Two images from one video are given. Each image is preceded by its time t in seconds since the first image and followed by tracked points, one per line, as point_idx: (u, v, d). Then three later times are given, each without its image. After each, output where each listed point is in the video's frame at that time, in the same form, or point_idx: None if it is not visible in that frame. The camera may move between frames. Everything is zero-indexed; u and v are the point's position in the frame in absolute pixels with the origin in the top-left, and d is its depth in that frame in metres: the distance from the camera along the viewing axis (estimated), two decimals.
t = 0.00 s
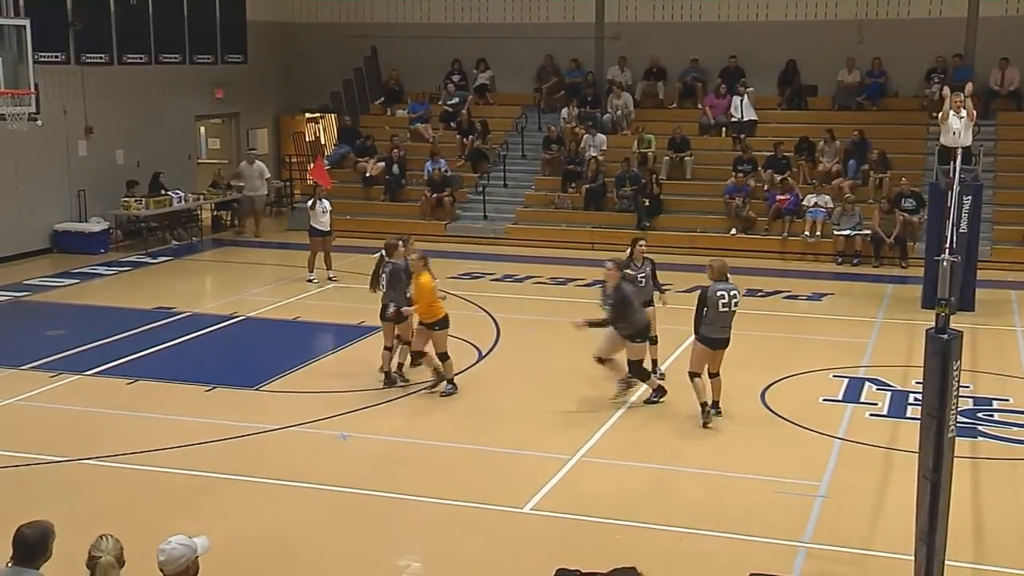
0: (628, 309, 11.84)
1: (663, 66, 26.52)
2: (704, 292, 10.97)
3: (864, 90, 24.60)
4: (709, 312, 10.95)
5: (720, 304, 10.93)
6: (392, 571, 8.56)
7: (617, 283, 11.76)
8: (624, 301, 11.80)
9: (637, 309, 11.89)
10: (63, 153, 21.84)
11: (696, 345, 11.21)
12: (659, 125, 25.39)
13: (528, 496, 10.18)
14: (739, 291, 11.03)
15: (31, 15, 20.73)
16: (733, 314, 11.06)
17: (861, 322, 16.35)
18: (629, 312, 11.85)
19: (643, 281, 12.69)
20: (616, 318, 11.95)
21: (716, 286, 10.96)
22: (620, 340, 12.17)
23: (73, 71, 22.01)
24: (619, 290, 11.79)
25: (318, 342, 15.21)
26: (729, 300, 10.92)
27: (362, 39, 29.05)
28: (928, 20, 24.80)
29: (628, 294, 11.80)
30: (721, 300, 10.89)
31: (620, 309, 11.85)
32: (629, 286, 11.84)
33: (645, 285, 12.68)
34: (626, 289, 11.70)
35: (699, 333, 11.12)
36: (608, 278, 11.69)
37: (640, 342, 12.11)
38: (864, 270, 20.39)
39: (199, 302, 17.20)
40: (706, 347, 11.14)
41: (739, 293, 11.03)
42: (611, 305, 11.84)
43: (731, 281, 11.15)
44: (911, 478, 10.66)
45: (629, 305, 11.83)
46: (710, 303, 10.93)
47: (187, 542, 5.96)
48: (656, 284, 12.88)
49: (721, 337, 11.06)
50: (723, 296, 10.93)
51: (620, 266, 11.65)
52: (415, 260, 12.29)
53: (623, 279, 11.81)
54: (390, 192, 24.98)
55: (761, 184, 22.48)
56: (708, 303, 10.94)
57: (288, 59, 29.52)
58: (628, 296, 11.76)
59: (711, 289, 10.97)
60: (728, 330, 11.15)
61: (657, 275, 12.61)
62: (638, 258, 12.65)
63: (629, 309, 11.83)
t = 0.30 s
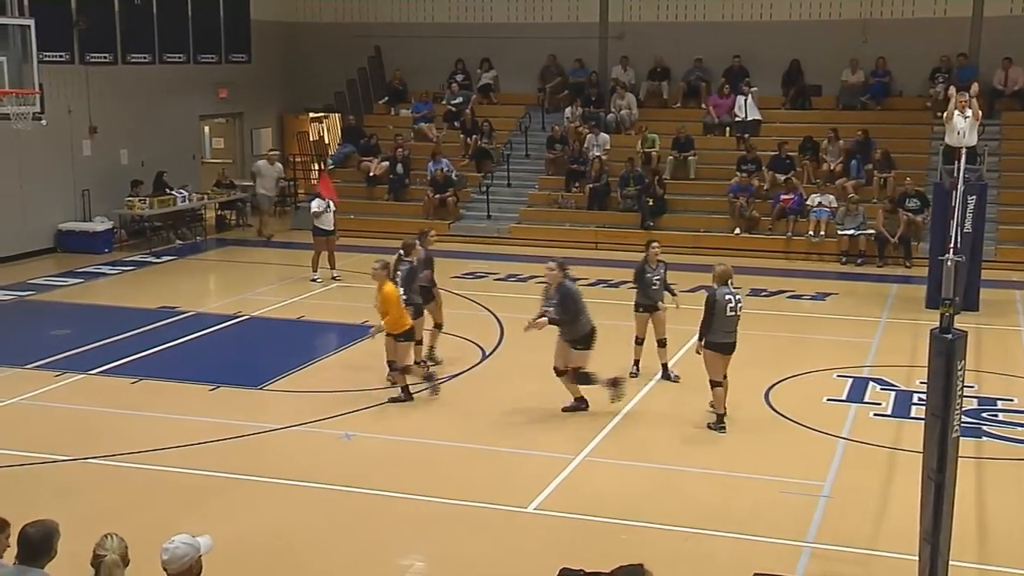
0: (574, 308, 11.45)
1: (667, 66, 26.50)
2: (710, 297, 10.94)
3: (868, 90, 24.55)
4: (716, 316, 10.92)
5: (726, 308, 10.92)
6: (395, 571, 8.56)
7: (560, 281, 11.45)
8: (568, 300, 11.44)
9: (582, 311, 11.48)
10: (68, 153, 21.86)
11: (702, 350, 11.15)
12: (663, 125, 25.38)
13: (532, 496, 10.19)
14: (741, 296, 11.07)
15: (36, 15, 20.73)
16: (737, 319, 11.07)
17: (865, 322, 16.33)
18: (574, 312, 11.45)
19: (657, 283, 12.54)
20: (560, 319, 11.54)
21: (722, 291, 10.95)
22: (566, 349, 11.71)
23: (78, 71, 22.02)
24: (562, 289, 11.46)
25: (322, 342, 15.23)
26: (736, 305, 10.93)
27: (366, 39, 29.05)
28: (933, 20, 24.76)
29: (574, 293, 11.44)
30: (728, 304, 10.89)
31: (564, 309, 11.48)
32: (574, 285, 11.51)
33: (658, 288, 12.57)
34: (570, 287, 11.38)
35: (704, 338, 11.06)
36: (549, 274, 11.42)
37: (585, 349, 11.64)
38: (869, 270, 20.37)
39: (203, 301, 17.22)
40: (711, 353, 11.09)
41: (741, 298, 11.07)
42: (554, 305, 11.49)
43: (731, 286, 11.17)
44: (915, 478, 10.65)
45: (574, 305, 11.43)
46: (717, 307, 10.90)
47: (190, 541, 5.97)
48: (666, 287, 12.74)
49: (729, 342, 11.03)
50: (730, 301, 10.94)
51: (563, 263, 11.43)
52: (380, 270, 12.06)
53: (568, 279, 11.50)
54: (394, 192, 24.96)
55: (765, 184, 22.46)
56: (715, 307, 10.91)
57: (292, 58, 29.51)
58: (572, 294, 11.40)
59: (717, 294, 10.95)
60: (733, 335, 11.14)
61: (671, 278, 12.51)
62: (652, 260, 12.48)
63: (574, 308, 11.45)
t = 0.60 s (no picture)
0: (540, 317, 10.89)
1: (686, 65, 26.44)
2: (732, 297, 10.96)
3: (888, 89, 24.42)
4: (739, 317, 10.92)
5: (749, 308, 10.92)
6: (412, 570, 8.57)
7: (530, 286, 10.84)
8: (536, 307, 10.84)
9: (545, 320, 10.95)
10: (88, 152, 21.99)
11: (726, 351, 11.14)
12: (682, 125, 25.32)
13: (549, 495, 10.19)
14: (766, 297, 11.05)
15: (57, 15, 20.84)
16: (761, 321, 11.05)
17: (884, 322, 16.25)
18: (540, 321, 10.89)
19: (692, 285, 12.49)
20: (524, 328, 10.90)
21: (744, 291, 10.96)
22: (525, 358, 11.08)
23: (99, 71, 22.14)
24: (532, 295, 10.84)
25: (339, 341, 15.27)
26: (759, 305, 10.93)
27: (385, 39, 29.10)
28: (954, 19, 24.62)
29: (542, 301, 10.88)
30: (750, 304, 10.89)
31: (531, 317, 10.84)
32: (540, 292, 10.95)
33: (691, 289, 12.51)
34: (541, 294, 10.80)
35: (727, 337, 11.04)
36: (522, 278, 10.75)
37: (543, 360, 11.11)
38: (888, 270, 20.26)
39: (222, 300, 17.28)
40: (734, 353, 11.06)
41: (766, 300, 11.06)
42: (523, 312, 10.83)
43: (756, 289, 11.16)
44: (935, 479, 10.59)
45: (541, 313, 10.86)
46: (739, 306, 10.91)
47: (209, 538, 5.98)
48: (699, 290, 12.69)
49: (752, 343, 11.00)
50: (752, 301, 10.94)
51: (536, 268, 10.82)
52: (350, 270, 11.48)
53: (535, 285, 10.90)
54: (412, 191, 24.97)
55: (784, 184, 22.37)
56: (738, 307, 10.92)
57: (310, 58, 29.59)
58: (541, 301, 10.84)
59: (740, 294, 10.97)
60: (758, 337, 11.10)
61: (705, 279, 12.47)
62: (687, 262, 12.45)
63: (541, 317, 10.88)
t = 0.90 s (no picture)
0: (499, 320, 10.38)
1: (717, 64, 26.32)
2: (774, 296, 10.91)
3: (922, 88, 24.22)
4: (779, 317, 10.88)
5: (790, 308, 10.86)
6: (440, 567, 8.59)
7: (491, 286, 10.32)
8: (494, 309, 10.33)
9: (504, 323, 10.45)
10: (121, 150, 22.18)
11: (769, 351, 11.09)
12: (713, 123, 25.22)
13: (579, 494, 10.19)
14: (812, 297, 10.93)
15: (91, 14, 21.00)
16: (806, 321, 10.95)
17: (917, 322, 16.13)
18: (497, 326, 10.37)
19: (732, 288, 12.32)
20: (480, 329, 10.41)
21: (786, 291, 10.89)
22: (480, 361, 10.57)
23: (133, 70, 22.30)
24: (491, 296, 10.33)
25: (370, 338, 15.33)
26: (800, 305, 10.84)
27: (415, 37, 29.17)
28: (990, 17, 24.38)
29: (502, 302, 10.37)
30: (790, 304, 10.82)
31: (488, 318, 10.34)
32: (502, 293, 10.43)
33: (732, 292, 12.30)
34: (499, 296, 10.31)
35: (771, 338, 11.04)
36: (481, 278, 10.25)
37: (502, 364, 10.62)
38: (921, 269, 20.12)
39: (252, 297, 17.36)
40: (776, 353, 11.04)
41: (811, 299, 10.93)
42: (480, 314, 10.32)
43: (805, 289, 11.07)
44: (969, 480, 10.51)
45: (498, 316, 10.35)
46: (779, 307, 10.85)
47: (240, 535, 6.02)
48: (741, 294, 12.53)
49: (795, 343, 10.93)
50: (794, 301, 10.86)
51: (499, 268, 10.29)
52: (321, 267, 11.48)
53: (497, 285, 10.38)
54: (442, 189, 25.04)
55: (816, 182, 22.25)
56: (778, 307, 10.87)
57: (341, 56, 29.71)
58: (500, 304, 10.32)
59: (783, 293, 10.89)
60: (804, 336, 11.02)
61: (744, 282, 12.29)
62: (727, 264, 12.31)
63: (499, 320, 10.38)
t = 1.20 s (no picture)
0: (469, 325, 9.93)
1: (745, 62, 26.21)
2: (812, 292, 10.96)
3: (953, 86, 24.03)
4: (815, 313, 10.90)
5: (826, 304, 10.87)
6: (465, 565, 8.61)
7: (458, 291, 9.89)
8: (464, 313, 9.89)
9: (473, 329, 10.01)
10: (151, 148, 22.33)
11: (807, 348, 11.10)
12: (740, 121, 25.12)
13: (605, 493, 10.18)
14: (852, 295, 10.90)
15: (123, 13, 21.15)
16: (845, 318, 10.92)
17: (946, 322, 16.02)
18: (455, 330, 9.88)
19: (770, 289, 12.19)
20: (450, 336, 9.90)
21: (824, 287, 10.94)
22: (452, 371, 10.03)
23: (162, 68, 22.45)
24: (458, 301, 9.88)
25: (397, 336, 15.37)
26: (837, 302, 10.84)
27: (442, 35, 29.21)
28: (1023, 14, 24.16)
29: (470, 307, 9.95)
30: (826, 300, 10.84)
31: (457, 324, 9.88)
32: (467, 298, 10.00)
33: (770, 293, 12.19)
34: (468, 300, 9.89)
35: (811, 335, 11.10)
36: (448, 283, 9.82)
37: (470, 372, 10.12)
38: (951, 269, 19.97)
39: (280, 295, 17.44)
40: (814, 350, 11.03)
41: (852, 297, 10.89)
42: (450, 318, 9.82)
43: (846, 286, 11.09)
44: (1000, 481, 10.42)
45: (468, 320, 9.91)
46: (815, 302, 10.89)
47: (269, 531, 6.05)
48: (781, 294, 12.39)
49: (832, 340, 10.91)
50: (831, 297, 10.87)
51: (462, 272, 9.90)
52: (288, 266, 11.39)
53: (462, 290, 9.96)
54: (468, 187, 25.09)
55: (845, 181, 22.12)
56: (814, 303, 10.92)
57: (369, 55, 29.78)
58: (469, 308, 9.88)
59: (820, 289, 10.93)
60: (844, 335, 10.99)
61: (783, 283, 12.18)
62: (765, 264, 12.23)
63: (469, 325, 9.94)
